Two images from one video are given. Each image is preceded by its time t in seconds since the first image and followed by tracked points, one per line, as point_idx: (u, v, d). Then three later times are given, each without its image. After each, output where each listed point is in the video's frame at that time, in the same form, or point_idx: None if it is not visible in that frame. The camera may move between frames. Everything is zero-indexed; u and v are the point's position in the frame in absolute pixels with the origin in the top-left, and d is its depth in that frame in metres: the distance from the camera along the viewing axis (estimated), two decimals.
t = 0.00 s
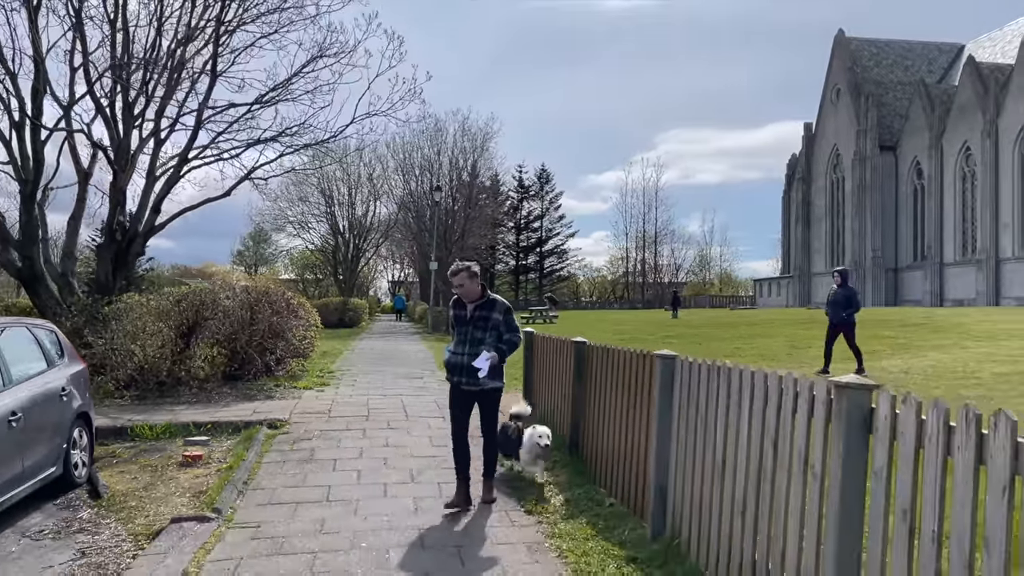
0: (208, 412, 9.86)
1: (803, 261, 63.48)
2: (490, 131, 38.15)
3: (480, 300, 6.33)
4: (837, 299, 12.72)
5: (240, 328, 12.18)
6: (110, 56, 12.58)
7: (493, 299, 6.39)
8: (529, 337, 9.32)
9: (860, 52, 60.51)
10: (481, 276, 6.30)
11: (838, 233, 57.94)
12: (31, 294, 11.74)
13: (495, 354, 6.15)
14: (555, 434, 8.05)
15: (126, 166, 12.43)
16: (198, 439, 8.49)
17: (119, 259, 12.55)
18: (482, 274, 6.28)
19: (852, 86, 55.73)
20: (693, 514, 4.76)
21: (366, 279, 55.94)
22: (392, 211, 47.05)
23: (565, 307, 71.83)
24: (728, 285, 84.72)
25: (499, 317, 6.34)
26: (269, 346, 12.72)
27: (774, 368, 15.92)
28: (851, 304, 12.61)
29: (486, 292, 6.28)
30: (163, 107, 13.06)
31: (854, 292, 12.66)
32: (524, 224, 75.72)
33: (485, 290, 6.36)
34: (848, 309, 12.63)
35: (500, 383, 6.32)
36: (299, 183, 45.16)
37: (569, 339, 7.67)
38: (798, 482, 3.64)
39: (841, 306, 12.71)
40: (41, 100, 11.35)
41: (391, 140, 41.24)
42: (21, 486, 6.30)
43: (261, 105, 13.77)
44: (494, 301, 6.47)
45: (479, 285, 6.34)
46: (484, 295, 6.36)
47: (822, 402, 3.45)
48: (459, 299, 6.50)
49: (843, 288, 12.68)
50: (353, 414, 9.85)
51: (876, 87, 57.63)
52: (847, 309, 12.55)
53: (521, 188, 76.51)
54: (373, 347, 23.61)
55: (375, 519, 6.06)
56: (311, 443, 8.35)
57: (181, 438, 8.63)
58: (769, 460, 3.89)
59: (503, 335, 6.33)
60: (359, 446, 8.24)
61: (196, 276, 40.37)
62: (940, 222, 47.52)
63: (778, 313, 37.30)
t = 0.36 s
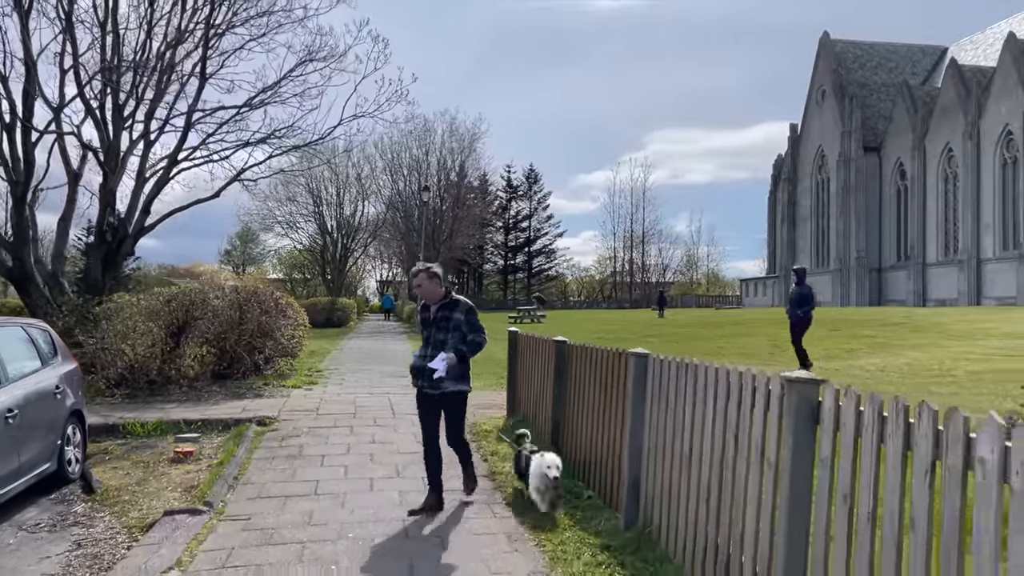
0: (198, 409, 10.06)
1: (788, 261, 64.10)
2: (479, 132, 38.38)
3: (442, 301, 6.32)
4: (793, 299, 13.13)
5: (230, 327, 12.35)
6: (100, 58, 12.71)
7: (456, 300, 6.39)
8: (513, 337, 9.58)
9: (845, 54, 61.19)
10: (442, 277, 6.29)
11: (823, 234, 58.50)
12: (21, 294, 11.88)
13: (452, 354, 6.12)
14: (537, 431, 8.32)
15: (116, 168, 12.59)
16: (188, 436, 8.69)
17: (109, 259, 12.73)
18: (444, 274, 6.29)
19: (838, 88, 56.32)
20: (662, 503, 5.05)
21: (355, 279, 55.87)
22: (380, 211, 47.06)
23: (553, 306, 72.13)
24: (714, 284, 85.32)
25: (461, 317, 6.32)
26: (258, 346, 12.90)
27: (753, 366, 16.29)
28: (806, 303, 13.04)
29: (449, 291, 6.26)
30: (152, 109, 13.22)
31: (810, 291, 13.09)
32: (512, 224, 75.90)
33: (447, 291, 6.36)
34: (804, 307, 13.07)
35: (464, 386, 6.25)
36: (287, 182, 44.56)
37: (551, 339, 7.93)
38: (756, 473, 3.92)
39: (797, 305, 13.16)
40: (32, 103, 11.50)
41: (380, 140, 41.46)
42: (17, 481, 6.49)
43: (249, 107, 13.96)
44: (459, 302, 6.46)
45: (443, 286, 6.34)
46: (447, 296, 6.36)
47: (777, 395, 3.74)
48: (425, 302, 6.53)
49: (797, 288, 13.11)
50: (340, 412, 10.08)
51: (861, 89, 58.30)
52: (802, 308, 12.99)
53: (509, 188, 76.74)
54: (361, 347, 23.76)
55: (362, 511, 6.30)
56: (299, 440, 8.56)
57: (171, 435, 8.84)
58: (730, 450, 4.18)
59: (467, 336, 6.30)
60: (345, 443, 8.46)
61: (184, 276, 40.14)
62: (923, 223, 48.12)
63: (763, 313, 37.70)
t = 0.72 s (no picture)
0: (189, 405, 10.23)
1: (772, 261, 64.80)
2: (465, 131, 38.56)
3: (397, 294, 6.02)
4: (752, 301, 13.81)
5: (219, 324, 12.49)
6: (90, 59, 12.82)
7: (409, 288, 5.92)
8: (499, 333, 9.83)
9: (827, 55, 61.90)
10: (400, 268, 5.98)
11: (806, 234, 59.16)
12: (11, 291, 11.96)
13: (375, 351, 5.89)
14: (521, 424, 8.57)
15: (106, 168, 12.71)
16: (179, 430, 8.87)
17: (98, 258, 12.86)
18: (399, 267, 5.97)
19: (820, 89, 56.95)
20: (641, 490, 5.31)
21: (341, 278, 55.77)
22: (366, 209, 47.03)
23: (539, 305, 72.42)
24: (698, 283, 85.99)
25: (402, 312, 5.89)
26: (247, 342, 13.05)
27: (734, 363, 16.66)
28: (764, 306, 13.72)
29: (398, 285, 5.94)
30: (142, 109, 13.34)
31: (767, 292, 13.73)
32: (498, 223, 76.09)
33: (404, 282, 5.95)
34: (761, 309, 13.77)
35: (403, 384, 5.82)
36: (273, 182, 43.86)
37: (535, 335, 8.17)
38: (725, 456, 4.20)
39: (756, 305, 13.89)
40: (22, 102, 11.60)
41: (366, 139, 41.60)
42: (14, 473, 6.65)
43: (238, 107, 14.11)
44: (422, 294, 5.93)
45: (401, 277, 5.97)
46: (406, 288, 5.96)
47: (744, 383, 4.01)
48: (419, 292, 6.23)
49: (755, 291, 13.75)
50: (329, 407, 10.29)
51: (843, 90, 59.01)
52: (759, 310, 13.69)
53: (495, 187, 77.01)
54: (347, 345, 23.89)
55: (352, 501, 6.52)
56: (289, 434, 8.76)
57: (163, 429, 9.01)
58: (703, 436, 4.45)
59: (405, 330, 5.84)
60: (335, 437, 8.67)
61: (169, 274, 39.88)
62: (903, 223, 48.81)
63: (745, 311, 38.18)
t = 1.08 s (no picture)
0: (177, 400, 10.35)
1: (754, 258, 65.41)
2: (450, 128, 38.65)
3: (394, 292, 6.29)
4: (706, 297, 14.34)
5: (206, 321, 12.59)
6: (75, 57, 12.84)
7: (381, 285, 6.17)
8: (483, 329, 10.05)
9: (808, 55, 62.59)
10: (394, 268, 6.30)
11: (787, 231, 59.80)
12: None
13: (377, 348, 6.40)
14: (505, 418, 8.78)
15: (92, 165, 12.77)
16: (168, 425, 8.99)
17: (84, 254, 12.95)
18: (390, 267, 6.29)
19: (801, 88, 57.55)
20: (620, 479, 5.54)
21: (325, 275, 55.59)
22: (350, 206, 46.94)
23: (523, 302, 72.62)
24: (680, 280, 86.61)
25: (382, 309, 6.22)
26: (233, 338, 13.15)
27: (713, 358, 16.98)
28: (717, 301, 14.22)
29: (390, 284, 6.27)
30: (127, 107, 13.38)
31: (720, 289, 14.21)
32: (482, 220, 76.26)
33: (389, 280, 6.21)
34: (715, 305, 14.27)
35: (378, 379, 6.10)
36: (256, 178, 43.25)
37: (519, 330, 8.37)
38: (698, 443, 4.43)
39: (711, 303, 14.38)
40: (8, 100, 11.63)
41: (350, 135, 41.64)
42: (7, 466, 6.75)
43: (223, 106, 14.18)
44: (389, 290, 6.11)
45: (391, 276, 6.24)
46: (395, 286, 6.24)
47: (715, 375, 4.24)
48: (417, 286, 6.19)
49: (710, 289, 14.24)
50: (315, 402, 10.44)
51: (824, 89, 59.68)
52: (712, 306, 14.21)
53: (479, 184, 77.29)
54: (331, 342, 23.97)
55: (340, 491, 6.71)
56: (277, 428, 8.92)
57: (152, 424, 9.14)
58: (677, 425, 4.69)
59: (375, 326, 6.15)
60: (322, 431, 8.83)
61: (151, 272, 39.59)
62: (882, 221, 49.51)
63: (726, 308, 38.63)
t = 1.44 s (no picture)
0: (162, 390, 10.48)
1: (734, 251, 66.03)
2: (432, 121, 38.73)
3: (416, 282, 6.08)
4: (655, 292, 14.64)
5: (189, 312, 12.69)
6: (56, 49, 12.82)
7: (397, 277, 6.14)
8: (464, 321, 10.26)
9: (788, 49, 63.15)
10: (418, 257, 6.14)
11: (767, 225, 60.46)
12: None
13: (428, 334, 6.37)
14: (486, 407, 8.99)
15: (74, 157, 12.78)
16: (152, 414, 9.11)
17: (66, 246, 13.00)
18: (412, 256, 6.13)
19: (782, 83, 58.08)
20: (593, 461, 5.78)
21: (307, 268, 55.47)
22: (332, 198, 46.87)
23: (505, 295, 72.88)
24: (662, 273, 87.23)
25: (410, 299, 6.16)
26: (217, 329, 13.27)
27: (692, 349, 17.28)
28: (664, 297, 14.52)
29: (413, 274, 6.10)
30: (109, 99, 13.38)
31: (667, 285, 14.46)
32: (465, 213, 76.37)
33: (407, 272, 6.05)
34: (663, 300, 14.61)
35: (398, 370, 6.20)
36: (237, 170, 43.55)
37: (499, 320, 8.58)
38: (666, 425, 4.67)
39: (660, 296, 14.67)
40: None
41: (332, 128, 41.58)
42: None
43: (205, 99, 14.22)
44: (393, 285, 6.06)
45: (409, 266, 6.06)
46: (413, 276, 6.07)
47: (682, 360, 4.48)
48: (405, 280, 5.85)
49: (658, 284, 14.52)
50: (298, 392, 10.60)
51: (804, 83, 60.27)
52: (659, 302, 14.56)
53: (461, 177, 77.50)
54: (315, 333, 24.08)
55: (324, 477, 6.90)
56: (261, 417, 9.07)
57: (137, 413, 9.24)
58: (647, 409, 4.92)
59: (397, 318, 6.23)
60: (306, 419, 9.00)
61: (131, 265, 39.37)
62: (861, 214, 50.20)
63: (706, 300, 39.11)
